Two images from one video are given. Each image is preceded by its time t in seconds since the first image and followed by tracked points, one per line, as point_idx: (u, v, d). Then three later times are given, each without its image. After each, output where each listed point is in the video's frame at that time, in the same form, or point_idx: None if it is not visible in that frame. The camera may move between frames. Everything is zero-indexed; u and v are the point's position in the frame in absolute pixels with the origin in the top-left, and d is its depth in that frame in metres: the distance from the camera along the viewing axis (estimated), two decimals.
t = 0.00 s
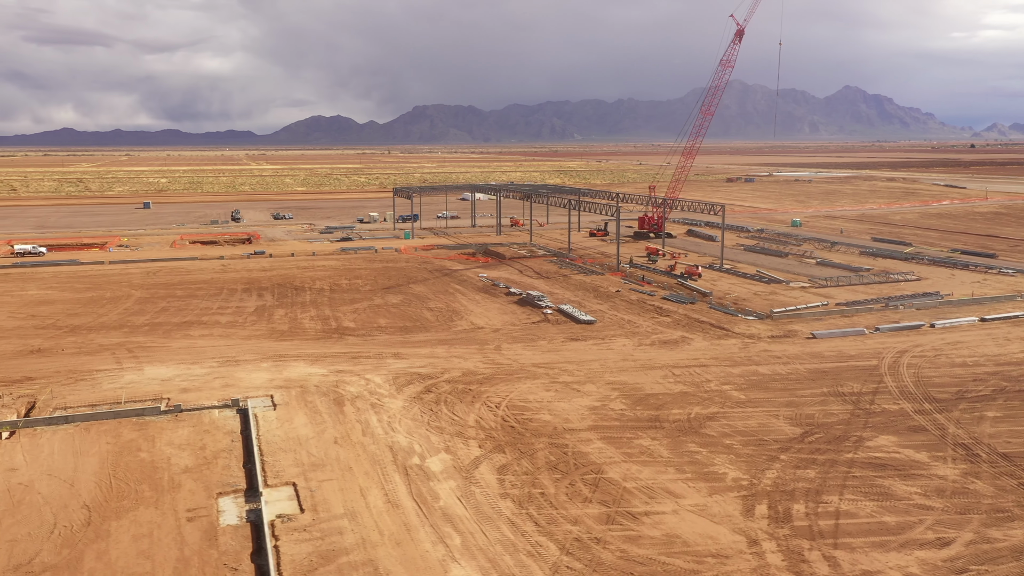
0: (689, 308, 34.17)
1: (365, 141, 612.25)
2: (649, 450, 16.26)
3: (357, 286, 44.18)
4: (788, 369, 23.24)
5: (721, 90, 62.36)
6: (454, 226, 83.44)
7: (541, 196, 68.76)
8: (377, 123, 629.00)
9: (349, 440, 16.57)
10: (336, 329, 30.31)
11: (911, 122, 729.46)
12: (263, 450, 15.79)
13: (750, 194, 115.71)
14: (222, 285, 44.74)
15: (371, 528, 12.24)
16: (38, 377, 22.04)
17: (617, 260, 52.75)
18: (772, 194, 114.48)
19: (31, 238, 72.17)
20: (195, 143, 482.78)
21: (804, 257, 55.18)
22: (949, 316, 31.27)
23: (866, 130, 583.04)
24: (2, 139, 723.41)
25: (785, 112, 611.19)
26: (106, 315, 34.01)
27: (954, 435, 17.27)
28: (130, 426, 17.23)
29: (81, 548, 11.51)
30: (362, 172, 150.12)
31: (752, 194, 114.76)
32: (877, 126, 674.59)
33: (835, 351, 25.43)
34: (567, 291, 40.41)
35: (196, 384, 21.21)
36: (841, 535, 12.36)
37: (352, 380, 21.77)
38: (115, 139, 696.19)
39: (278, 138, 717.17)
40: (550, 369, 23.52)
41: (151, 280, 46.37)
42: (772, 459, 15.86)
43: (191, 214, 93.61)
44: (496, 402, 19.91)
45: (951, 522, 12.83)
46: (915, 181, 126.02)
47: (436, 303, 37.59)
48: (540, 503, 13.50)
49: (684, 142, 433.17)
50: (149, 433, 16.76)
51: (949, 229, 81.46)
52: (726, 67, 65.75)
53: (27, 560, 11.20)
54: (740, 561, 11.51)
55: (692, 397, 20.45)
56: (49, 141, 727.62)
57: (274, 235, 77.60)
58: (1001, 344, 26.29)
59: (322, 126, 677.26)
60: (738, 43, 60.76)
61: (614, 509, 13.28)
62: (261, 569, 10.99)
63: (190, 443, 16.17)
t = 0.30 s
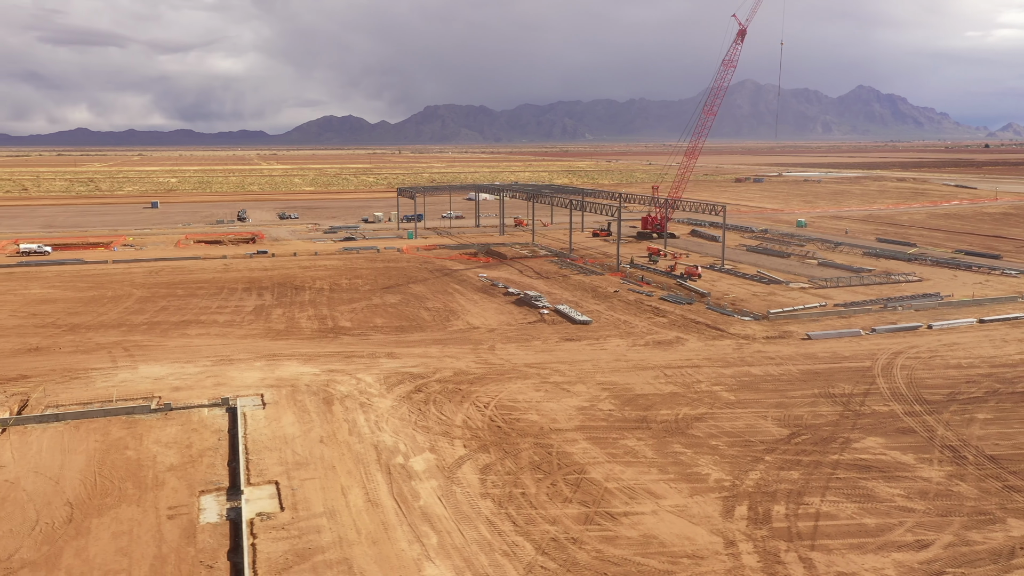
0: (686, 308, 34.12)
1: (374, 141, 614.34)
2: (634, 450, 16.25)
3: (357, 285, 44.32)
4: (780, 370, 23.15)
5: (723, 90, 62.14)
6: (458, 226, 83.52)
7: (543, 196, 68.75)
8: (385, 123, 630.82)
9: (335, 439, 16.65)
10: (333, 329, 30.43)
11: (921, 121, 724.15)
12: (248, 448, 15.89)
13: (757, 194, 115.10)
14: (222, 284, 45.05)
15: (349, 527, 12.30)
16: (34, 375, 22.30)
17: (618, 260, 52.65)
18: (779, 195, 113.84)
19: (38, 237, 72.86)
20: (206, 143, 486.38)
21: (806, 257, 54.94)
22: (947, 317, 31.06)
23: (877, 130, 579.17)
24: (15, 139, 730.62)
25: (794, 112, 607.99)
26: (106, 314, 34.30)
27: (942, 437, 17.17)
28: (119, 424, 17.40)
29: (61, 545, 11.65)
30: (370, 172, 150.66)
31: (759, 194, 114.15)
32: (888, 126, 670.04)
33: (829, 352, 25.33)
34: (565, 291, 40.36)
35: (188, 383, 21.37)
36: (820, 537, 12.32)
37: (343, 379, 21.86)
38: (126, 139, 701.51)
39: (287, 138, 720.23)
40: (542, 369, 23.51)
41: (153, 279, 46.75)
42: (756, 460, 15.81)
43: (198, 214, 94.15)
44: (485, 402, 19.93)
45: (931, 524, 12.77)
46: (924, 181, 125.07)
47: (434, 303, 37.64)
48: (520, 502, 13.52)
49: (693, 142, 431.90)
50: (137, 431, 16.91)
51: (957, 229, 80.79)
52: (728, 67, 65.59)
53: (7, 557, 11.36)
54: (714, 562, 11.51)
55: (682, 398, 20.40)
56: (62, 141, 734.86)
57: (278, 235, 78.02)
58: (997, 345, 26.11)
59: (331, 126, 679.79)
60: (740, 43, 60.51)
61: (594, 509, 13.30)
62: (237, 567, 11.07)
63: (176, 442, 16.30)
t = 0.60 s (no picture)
0: (682, 309, 34.06)
1: (382, 141, 615.69)
2: (618, 451, 16.25)
3: (356, 285, 44.46)
4: (771, 371, 23.08)
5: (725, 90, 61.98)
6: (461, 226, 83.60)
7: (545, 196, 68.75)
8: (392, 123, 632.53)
9: (321, 438, 16.73)
10: (328, 328, 30.56)
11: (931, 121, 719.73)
12: (234, 447, 15.99)
13: (763, 194, 114.63)
14: (223, 284, 45.32)
15: (326, 525, 12.36)
16: (28, 374, 22.53)
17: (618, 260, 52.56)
18: (785, 195, 113.32)
19: (44, 237, 73.45)
20: (216, 143, 488.92)
21: (807, 257, 54.73)
22: (944, 318, 30.90)
23: (887, 130, 575.66)
24: (32, 140, 737.78)
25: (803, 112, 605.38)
26: (105, 313, 34.59)
27: (929, 439, 17.10)
28: (107, 423, 17.55)
29: (40, 541, 11.78)
30: (377, 172, 151.10)
31: (765, 195, 113.66)
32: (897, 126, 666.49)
33: (822, 353, 25.25)
34: (563, 292, 40.34)
35: (179, 381, 21.53)
36: (797, 538, 12.30)
37: (334, 378, 21.94)
38: (137, 139, 705.94)
39: (295, 138, 723.39)
40: (533, 369, 23.50)
41: (154, 278, 47.09)
42: (740, 461, 15.77)
43: (204, 214, 94.65)
44: (473, 401, 19.98)
45: (910, 526, 12.74)
46: (932, 181, 124.27)
47: (431, 302, 37.71)
48: (499, 502, 13.54)
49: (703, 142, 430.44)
50: (125, 429, 17.05)
51: (963, 230, 80.32)
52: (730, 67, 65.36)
53: None
54: (689, 563, 11.50)
55: (671, 398, 20.37)
56: (73, 141, 739.92)
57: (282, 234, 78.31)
58: (993, 347, 25.97)
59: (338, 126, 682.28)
60: (741, 43, 60.30)
61: (573, 509, 13.31)
62: (212, 564, 11.14)
63: (163, 440, 16.42)
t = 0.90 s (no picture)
0: (678, 309, 34.01)
1: (389, 141, 616.85)
2: (602, 451, 16.25)
3: (355, 285, 44.57)
4: (762, 372, 23.02)
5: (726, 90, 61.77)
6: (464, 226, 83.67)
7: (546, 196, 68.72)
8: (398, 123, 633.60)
9: (306, 437, 16.81)
10: (323, 328, 30.68)
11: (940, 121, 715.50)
12: (219, 445, 16.10)
13: (768, 195, 114.11)
14: (222, 283, 45.56)
15: (304, 524, 12.42)
16: (23, 372, 22.75)
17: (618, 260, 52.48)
18: (791, 195, 112.75)
19: (49, 237, 73.97)
20: (225, 143, 491.24)
21: (808, 258, 54.53)
22: (941, 319, 30.76)
23: (897, 131, 572.14)
24: (42, 140, 743.35)
25: (811, 112, 602.80)
26: (104, 312, 34.84)
27: (916, 441, 17.03)
28: (96, 421, 17.69)
29: (21, 538, 11.93)
30: (384, 172, 151.42)
31: (771, 195, 113.12)
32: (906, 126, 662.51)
33: (816, 354, 25.19)
34: (560, 292, 40.32)
35: (171, 380, 21.68)
36: (774, 539, 12.28)
37: (324, 377, 22.02)
38: (145, 139, 710.58)
39: (302, 138, 726.16)
40: (524, 369, 23.50)
41: (155, 278, 47.37)
42: (724, 463, 15.74)
43: (210, 213, 95.11)
44: (461, 401, 20.01)
45: (890, 528, 12.71)
46: (942, 182, 123.34)
47: (428, 303, 37.73)
48: (479, 502, 13.56)
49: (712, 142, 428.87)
50: (113, 427, 17.22)
51: (969, 231, 79.82)
52: (731, 67, 65.13)
53: None
54: (664, 563, 11.51)
55: (660, 399, 20.35)
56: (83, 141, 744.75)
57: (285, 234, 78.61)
58: (988, 348, 25.83)
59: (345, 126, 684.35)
60: (742, 43, 60.07)
61: (552, 509, 13.32)
62: (188, 562, 11.22)
63: (150, 438, 16.54)
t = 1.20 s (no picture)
0: (674, 309, 33.94)
1: (396, 141, 617.63)
2: (586, 451, 16.25)
3: (353, 284, 44.71)
4: (753, 373, 22.96)
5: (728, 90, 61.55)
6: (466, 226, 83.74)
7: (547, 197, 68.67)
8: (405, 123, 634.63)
9: (292, 436, 16.88)
10: (318, 327, 30.80)
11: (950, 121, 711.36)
12: (205, 444, 16.21)
13: (773, 195, 113.59)
14: (222, 283, 45.81)
15: (282, 522, 12.49)
16: (17, 370, 22.98)
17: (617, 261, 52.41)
18: (796, 196, 112.20)
19: (54, 236, 74.46)
20: (233, 143, 493.03)
21: (808, 259, 54.36)
22: (937, 320, 30.62)
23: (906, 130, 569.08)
24: (51, 140, 748.75)
25: (819, 112, 600.23)
26: (102, 311, 35.10)
27: (902, 442, 16.97)
28: (85, 419, 17.83)
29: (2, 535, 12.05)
30: (388, 172, 151.65)
31: (777, 196, 112.58)
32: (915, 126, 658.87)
33: (808, 355, 25.12)
34: (557, 292, 40.31)
35: (162, 379, 21.84)
36: (751, 540, 12.26)
37: (315, 377, 22.11)
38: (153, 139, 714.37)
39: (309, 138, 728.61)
40: (514, 369, 23.51)
41: (156, 277, 47.67)
42: (707, 463, 15.72)
43: (215, 213, 95.58)
44: (450, 401, 20.05)
45: (869, 529, 12.69)
46: (950, 183, 122.48)
47: (425, 302, 37.78)
48: (459, 501, 13.60)
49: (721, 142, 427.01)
50: (101, 426, 17.36)
51: (975, 232, 79.29)
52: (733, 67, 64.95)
53: None
54: (638, 563, 11.50)
55: (648, 399, 20.32)
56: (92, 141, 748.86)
57: (288, 234, 78.88)
58: (983, 350, 25.70)
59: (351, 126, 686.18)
60: (744, 43, 59.87)
61: (530, 509, 13.34)
62: (164, 559, 11.29)
63: (137, 436, 16.67)
